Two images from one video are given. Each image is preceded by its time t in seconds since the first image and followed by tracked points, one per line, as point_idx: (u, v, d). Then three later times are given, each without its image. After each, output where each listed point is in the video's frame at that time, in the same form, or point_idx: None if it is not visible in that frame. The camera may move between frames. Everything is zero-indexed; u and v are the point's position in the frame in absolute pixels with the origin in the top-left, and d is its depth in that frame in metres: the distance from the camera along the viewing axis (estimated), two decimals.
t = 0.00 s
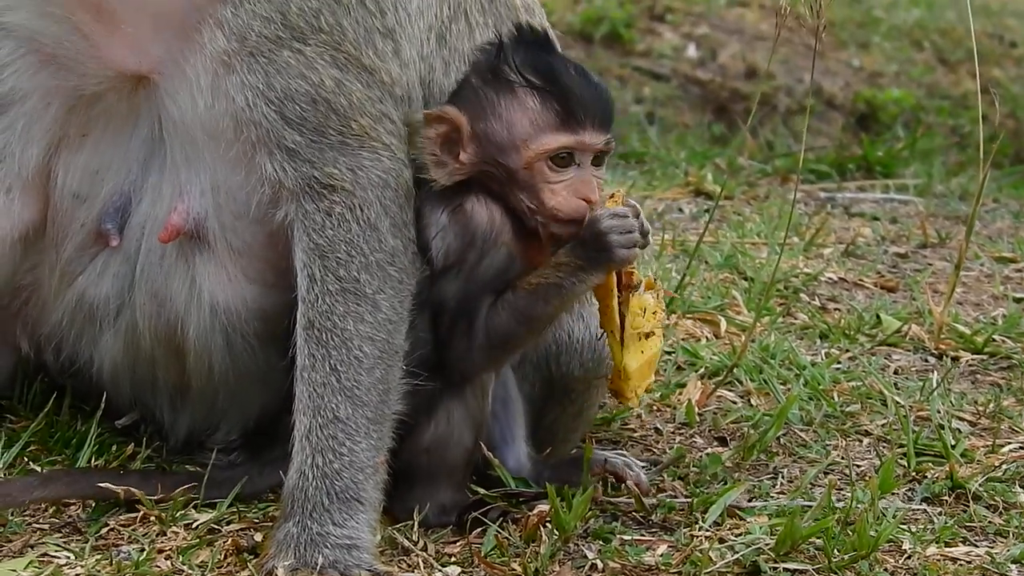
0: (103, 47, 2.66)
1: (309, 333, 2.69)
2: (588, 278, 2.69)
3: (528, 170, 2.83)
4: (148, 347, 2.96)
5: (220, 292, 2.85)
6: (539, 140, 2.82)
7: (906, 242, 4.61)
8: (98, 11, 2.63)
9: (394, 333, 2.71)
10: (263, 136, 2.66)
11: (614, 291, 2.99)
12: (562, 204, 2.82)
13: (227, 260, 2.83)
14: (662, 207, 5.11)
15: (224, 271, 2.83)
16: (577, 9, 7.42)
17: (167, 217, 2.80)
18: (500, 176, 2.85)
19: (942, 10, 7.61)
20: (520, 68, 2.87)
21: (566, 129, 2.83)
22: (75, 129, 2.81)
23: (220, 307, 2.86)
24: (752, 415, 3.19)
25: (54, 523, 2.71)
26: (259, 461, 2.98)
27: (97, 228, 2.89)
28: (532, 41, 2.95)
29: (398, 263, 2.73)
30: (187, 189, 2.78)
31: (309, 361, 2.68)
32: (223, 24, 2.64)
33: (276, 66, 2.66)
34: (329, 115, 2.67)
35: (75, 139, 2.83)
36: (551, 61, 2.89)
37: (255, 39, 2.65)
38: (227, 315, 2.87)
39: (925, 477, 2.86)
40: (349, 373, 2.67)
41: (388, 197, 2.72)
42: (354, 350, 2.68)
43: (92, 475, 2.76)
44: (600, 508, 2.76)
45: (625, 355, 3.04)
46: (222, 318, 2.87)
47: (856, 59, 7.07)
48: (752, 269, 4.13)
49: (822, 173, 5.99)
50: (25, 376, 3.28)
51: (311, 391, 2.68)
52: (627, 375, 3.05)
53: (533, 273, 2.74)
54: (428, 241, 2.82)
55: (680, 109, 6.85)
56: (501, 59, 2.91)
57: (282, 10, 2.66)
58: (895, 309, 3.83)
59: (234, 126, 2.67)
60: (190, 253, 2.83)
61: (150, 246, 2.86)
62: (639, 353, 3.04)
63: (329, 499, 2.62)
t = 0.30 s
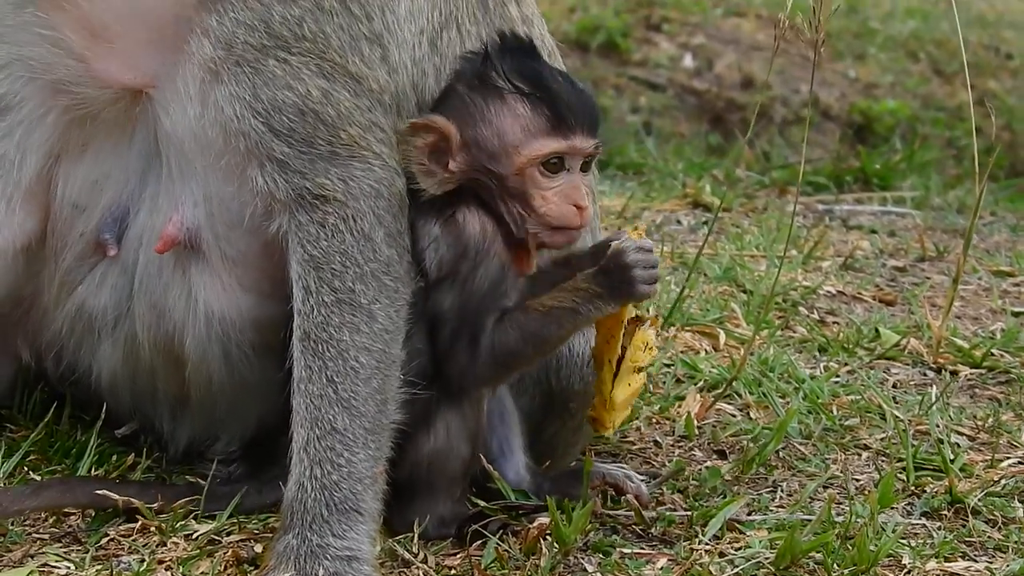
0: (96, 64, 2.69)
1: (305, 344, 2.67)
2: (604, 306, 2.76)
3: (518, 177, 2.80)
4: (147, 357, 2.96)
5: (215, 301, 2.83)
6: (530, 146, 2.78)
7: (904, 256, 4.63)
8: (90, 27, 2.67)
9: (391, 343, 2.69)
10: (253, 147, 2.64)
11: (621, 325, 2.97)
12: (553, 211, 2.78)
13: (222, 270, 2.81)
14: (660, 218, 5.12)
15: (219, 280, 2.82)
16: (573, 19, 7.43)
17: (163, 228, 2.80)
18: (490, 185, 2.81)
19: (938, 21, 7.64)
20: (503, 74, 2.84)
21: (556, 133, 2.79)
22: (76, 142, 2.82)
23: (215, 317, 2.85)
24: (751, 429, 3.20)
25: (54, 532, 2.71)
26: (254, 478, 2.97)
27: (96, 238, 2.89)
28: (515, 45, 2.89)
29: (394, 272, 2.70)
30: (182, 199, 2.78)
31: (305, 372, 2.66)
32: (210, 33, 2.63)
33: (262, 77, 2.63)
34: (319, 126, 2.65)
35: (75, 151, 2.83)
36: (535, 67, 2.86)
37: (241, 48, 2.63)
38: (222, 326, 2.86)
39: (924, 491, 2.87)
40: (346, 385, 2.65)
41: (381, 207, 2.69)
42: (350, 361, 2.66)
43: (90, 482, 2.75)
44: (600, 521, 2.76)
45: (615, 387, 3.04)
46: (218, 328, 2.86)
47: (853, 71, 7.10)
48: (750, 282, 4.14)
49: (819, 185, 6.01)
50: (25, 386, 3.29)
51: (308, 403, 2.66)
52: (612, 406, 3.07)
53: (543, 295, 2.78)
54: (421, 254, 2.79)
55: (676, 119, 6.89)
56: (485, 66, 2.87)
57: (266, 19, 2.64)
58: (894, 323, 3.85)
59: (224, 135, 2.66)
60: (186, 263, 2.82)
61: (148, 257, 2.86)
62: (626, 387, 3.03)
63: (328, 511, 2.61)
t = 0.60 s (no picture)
0: (88, 69, 2.71)
1: (298, 357, 2.66)
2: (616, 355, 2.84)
3: (549, 194, 2.86)
4: (142, 370, 2.96)
5: (202, 312, 2.84)
6: (564, 164, 2.86)
7: (904, 269, 4.64)
8: (79, 31, 2.68)
9: (385, 351, 2.67)
10: (234, 159, 2.63)
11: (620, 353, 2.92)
12: (575, 226, 2.90)
13: (207, 280, 2.82)
14: (660, 232, 5.13)
15: (205, 291, 2.83)
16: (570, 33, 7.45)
17: (151, 239, 2.81)
18: (517, 202, 2.86)
19: (935, 36, 7.67)
20: (527, 90, 2.86)
21: (583, 151, 2.90)
22: (70, 151, 2.82)
23: (203, 330, 2.85)
24: (753, 442, 3.20)
25: (57, 544, 2.70)
26: (257, 493, 2.95)
27: (88, 249, 2.90)
28: (521, 56, 2.90)
29: (384, 279, 2.69)
30: (167, 210, 2.79)
31: (300, 385, 2.66)
32: (183, 40, 2.61)
33: (237, 87, 2.61)
34: (295, 137, 2.62)
35: (69, 161, 2.83)
36: (546, 82, 2.92)
37: (214, 57, 2.61)
38: (210, 337, 2.86)
39: (927, 505, 2.87)
40: (341, 396, 2.64)
41: (367, 214, 2.67)
42: (344, 371, 2.65)
43: (89, 499, 2.72)
44: (603, 534, 2.76)
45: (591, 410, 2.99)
46: (206, 340, 2.86)
47: (850, 85, 7.12)
48: (751, 296, 4.15)
49: (818, 199, 6.02)
50: (28, 397, 3.28)
51: (304, 416, 2.65)
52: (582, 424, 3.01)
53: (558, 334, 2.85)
54: (416, 271, 2.77)
55: (674, 133, 6.88)
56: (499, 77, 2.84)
57: (235, 25, 2.61)
58: (895, 337, 3.86)
59: (205, 145, 2.65)
60: (173, 274, 2.83)
61: (139, 269, 2.86)
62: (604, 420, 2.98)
63: (329, 523, 2.61)
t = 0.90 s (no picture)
0: (88, 80, 2.70)
1: (301, 366, 2.67)
2: (594, 336, 2.91)
3: (556, 202, 2.92)
4: (147, 379, 2.96)
5: (202, 322, 2.84)
6: (570, 173, 2.91)
7: (907, 277, 4.65)
8: (78, 41, 2.67)
9: (388, 358, 2.68)
10: (233, 169, 2.64)
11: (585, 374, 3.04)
12: (579, 234, 2.96)
13: (207, 290, 2.82)
14: (662, 240, 5.15)
15: (205, 301, 2.83)
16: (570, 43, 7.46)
17: (152, 249, 2.82)
18: (525, 210, 2.90)
19: (935, 45, 7.70)
20: (532, 100, 2.91)
21: (586, 159, 2.96)
22: (73, 162, 2.84)
23: (203, 339, 2.85)
24: (757, 449, 3.20)
25: (63, 552, 2.69)
26: (262, 504, 2.94)
27: (92, 260, 2.90)
28: (521, 65, 2.96)
29: (385, 287, 2.69)
30: (168, 221, 2.80)
31: (304, 394, 2.66)
32: (179, 51, 2.61)
33: (233, 97, 2.61)
34: (292, 147, 2.62)
35: (73, 172, 2.85)
36: (546, 90, 2.98)
37: (210, 67, 2.60)
38: (210, 347, 2.86)
39: (932, 512, 2.87)
40: (344, 404, 2.65)
41: (367, 222, 2.67)
42: (346, 379, 2.65)
43: (92, 509, 2.71)
44: (607, 541, 2.77)
45: (592, 437, 3.04)
46: (206, 350, 2.86)
47: (850, 94, 7.14)
48: (753, 304, 4.16)
49: (819, 208, 6.03)
50: (32, 406, 3.28)
51: (308, 425, 2.65)
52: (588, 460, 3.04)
53: (538, 325, 2.90)
54: (417, 281, 2.80)
55: (674, 142, 6.90)
56: (504, 87, 2.89)
57: (229, 34, 2.60)
58: (898, 344, 3.86)
59: (205, 156, 2.65)
60: (174, 284, 2.84)
61: (142, 279, 2.86)
62: (604, 444, 3.07)
63: (334, 531, 2.61)
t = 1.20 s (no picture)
0: (98, 92, 2.72)
1: (312, 371, 2.68)
2: (603, 335, 2.93)
3: (567, 203, 2.91)
4: (159, 385, 2.98)
5: (213, 328, 2.85)
6: (580, 173, 2.90)
7: (919, 278, 4.64)
8: (88, 54, 2.69)
9: (400, 362, 2.69)
10: (244, 176, 2.66)
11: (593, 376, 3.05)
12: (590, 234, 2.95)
13: (218, 297, 2.83)
14: (673, 244, 5.15)
15: (216, 308, 2.84)
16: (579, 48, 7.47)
17: (163, 255, 2.83)
18: (538, 215, 2.88)
19: (945, 47, 7.69)
20: (540, 103, 2.90)
21: (594, 158, 2.95)
22: (83, 170, 2.84)
23: (215, 346, 2.86)
24: (770, 451, 3.20)
25: (76, 558, 2.71)
26: (274, 508, 2.95)
27: (104, 267, 2.91)
28: (524, 70, 2.95)
29: (397, 291, 2.70)
30: (179, 228, 2.81)
31: (315, 399, 2.67)
32: (189, 58, 2.63)
33: (243, 105, 2.63)
34: (302, 153, 2.64)
35: (84, 179, 2.85)
36: (552, 92, 2.96)
37: (220, 75, 2.63)
38: (221, 353, 2.87)
39: (945, 513, 2.87)
40: (356, 408, 2.65)
41: (378, 227, 2.68)
42: (359, 383, 2.66)
43: (106, 514, 2.71)
44: (620, 544, 2.77)
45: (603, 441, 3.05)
46: (217, 357, 2.87)
47: (860, 97, 7.13)
48: (765, 306, 4.16)
49: (831, 210, 6.02)
50: (45, 412, 3.29)
51: (320, 429, 2.66)
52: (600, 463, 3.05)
53: (544, 328, 2.91)
54: (429, 285, 2.80)
55: (684, 146, 6.90)
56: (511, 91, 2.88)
57: (239, 42, 2.62)
58: (911, 345, 3.86)
59: (217, 163, 2.68)
60: (185, 291, 2.85)
61: (154, 285, 2.88)
62: (615, 447, 3.07)
63: (347, 535, 2.62)
